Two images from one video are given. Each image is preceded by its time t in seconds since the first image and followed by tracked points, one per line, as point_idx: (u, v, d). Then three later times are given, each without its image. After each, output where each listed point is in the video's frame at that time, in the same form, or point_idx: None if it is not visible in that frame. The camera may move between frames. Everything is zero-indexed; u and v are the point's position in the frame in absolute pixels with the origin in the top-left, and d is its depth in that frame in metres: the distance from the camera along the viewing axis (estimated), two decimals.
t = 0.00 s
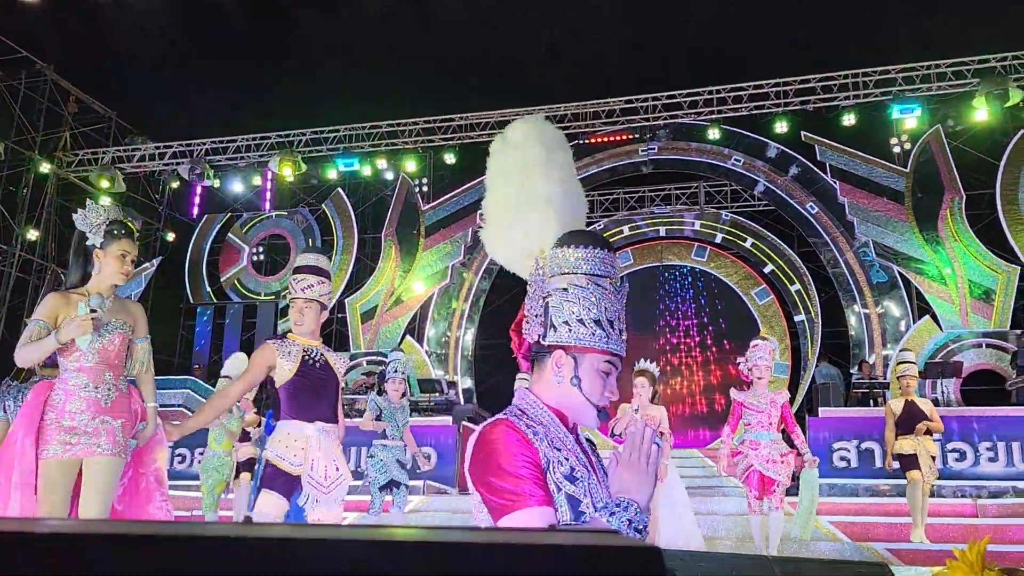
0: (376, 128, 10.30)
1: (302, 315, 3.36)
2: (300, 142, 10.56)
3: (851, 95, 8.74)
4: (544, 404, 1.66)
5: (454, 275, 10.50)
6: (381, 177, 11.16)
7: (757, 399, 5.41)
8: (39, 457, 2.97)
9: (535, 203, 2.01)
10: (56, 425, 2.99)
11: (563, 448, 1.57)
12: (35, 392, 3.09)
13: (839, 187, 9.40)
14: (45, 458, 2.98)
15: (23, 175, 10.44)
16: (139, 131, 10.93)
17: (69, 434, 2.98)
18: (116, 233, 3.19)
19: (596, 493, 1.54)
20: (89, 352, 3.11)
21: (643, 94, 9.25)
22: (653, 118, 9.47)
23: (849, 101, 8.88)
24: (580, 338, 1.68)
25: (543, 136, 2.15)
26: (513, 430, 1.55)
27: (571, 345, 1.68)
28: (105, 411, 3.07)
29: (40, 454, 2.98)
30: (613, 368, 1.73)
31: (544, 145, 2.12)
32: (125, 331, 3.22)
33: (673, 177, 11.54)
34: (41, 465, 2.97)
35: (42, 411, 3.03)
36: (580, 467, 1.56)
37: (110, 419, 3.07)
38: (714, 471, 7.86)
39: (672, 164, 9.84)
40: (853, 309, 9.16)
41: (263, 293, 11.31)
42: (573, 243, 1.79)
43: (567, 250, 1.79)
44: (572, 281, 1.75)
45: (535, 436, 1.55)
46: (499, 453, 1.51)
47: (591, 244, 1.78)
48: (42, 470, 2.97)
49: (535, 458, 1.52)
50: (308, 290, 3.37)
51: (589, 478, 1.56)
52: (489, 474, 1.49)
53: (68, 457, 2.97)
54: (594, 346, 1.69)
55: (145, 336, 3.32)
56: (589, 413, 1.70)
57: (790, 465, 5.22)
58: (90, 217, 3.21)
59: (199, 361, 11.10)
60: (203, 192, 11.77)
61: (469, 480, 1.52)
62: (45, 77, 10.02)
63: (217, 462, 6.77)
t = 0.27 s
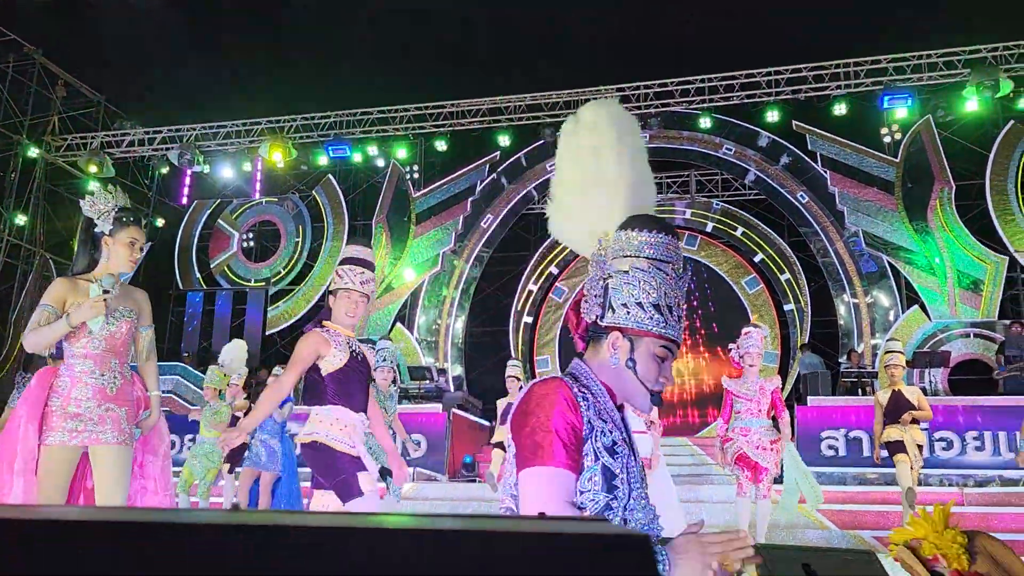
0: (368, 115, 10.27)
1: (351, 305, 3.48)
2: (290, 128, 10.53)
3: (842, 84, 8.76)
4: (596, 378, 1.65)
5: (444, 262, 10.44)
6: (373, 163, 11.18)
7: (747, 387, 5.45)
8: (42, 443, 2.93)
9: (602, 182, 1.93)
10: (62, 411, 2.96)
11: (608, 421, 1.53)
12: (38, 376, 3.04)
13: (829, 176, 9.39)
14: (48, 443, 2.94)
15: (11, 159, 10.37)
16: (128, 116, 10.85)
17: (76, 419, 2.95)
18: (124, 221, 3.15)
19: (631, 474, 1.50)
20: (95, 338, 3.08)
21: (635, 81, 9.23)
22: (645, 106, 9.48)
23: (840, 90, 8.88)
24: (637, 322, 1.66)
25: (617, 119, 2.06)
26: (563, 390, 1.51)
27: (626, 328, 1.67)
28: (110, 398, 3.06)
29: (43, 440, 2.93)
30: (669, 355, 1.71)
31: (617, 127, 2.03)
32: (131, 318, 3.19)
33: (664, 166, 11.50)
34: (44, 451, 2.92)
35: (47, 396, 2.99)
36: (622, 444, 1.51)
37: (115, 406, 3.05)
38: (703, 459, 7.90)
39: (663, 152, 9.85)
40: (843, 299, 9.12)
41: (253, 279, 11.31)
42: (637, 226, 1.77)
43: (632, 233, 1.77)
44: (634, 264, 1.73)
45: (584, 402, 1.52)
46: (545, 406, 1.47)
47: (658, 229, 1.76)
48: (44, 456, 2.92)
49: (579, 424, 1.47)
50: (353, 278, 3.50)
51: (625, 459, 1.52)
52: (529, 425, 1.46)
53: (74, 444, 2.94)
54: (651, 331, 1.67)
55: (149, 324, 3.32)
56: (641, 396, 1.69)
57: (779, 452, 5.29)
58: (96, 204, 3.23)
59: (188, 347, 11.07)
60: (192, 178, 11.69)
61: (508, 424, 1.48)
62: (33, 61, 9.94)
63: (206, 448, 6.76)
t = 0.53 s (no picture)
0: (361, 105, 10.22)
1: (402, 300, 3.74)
2: (282, 117, 10.48)
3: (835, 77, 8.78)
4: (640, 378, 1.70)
5: (437, 254, 10.42)
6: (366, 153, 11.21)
7: (737, 379, 5.47)
8: (68, 432, 2.92)
9: (665, 185, 1.97)
10: (90, 402, 2.97)
11: (640, 418, 1.58)
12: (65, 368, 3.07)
13: (822, 169, 9.42)
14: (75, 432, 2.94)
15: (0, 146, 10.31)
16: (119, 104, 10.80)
17: (106, 410, 2.98)
18: (150, 215, 3.19)
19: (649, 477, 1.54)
20: (129, 330, 3.12)
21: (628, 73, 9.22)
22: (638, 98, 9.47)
23: (833, 83, 8.92)
24: (686, 326, 1.70)
25: (685, 111, 2.08)
26: (600, 380, 1.56)
27: (672, 329, 1.71)
28: (138, 393, 3.11)
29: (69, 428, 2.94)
30: (712, 363, 1.75)
31: (685, 121, 2.05)
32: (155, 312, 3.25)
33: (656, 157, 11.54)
34: (69, 440, 2.92)
35: (78, 386, 3.01)
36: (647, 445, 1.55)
37: (141, 401, 3.10)
38: (694, 450, 7.93)
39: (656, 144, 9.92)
40: (835, 290, 9.17)
41: (246, 268, 11.29)
42: (692, 229, 1.82)
43: (689, 235, 1.82)
44: (688, 267, 1.78)
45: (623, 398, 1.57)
46: (582, 390, 1.52)
47: (712, 234, 1.81)
48: (67, 446, 2.92)
49: (614, 415, 1.52)
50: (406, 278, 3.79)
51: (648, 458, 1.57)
52: (564, 407, 1.51)
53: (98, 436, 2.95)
54: (696, 335, 1.70)
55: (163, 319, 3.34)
56: (680, 401, 1.73)
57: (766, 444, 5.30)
58: (115, 197, 3.15)
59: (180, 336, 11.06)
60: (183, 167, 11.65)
61: (542, 399, 1.53)
62: (23, 48, 9.87)
63: (198, 438, 6.78)
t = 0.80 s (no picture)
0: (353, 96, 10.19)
1: (472, 302, 3.47)
2: (275, 108, 10.45)
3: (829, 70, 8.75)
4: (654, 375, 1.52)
5: (429, 247, 10.37)
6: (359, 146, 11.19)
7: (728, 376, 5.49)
8: (113, 420, 2.65)
9: (693, 177, 1.77)
10: (132, 387, 2.72)
11: (654, 418, 1.43)
12: (91, 355, 2.76)
13: (814, 163, 9.47)
14: (115, 422, 2.66)
15: None
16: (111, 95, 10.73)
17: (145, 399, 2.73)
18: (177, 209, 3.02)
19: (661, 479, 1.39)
20: (157, 324, 2.88)
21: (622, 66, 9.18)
22: (633, 91, 9.43)
23: (826, 78, 8.89)
24: (705, 326, 1.51)
25: (718, 105, 1.88)
26: (619, 371, 1.41)
27: (691, 329, 1.52)
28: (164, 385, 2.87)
29: (111, 418, 2.65)
30: (733, 365, 1.54)
31: (718, 116, 1.86)
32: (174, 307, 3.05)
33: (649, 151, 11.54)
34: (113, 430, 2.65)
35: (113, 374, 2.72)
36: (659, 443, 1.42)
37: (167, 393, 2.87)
38: (686, 443, 7.95)
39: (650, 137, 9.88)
40: (827, 285, 9.18)
41: (237, 260, 11.23)
42: (721, 226, 1.59)
43: (713, 233, 1.60)
44: (712, 266, 1.56)
45: (639, 391, 1.42)
46: (598, 381, 1.38)
47: (740, 231, 1.58)
48: (112, 434, 2.66)
49: (629, 409, 1.38)
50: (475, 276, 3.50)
51: (659, 460, 1.42)
52: (577, 397, 1.37)
53: (142, 423, 2.70)
54: (716, 337, 1.51)
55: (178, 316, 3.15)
56: (695, 402, 1.54)
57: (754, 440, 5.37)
58: (142, 189, 2.97)
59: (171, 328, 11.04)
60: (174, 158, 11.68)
61: (555, 387, 1.39)
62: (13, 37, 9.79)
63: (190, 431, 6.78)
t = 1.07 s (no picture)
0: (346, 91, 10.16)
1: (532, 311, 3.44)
2: (267, 103, 10.42)
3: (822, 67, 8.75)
4: (654, 376, 1.51)
5: (422, 242, 10.37)
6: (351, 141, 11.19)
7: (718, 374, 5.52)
8: (163, 421, 2.66)
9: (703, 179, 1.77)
10: (178, 389, 2.73)
11: (651, 420, 1.43)
12: (136, 354, 2.76)
13: (808, 160, 9.43)
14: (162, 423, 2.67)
15: None
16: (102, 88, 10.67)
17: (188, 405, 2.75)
18: (213, 209, 3.12)
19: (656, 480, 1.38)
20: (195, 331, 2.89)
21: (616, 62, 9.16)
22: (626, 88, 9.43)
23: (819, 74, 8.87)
24: (708, 328, 1.50)
25: (733, 104, 1.85)
26: (620, 371, 1.40)
27: (694, 331, 1.51)
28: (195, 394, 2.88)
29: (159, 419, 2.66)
30: (736, 368, 1.54)
31: (731, 115, 1.83)
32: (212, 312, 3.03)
33: (641, 147, 11.55)
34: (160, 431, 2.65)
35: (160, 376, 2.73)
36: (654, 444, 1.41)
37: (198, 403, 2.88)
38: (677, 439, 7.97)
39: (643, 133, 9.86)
40: (819, 282, 9.21)
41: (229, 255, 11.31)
42: (727, 228, 1.60)
43: (721, 234, 1.60)
44: (716, 267, 1.56)
45: (639, 393, 1.41)
46: (598, 381, 1.37)
47: (745, 233, 1.58)
48: (159, 436, 2.65)
49: (629, 410, 1.37)
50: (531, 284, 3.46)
51: (654, 460, 1.42)
52: (577, 396, 1.35)
53: (186, 426, 2.71)
54: (717, 338, 1.50)
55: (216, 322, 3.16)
56: (695, 403, 1.54)
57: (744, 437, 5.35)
58: (179, 189, 3.14)
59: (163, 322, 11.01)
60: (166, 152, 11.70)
61: (555, 385, 1.38)
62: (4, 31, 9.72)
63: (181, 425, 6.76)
